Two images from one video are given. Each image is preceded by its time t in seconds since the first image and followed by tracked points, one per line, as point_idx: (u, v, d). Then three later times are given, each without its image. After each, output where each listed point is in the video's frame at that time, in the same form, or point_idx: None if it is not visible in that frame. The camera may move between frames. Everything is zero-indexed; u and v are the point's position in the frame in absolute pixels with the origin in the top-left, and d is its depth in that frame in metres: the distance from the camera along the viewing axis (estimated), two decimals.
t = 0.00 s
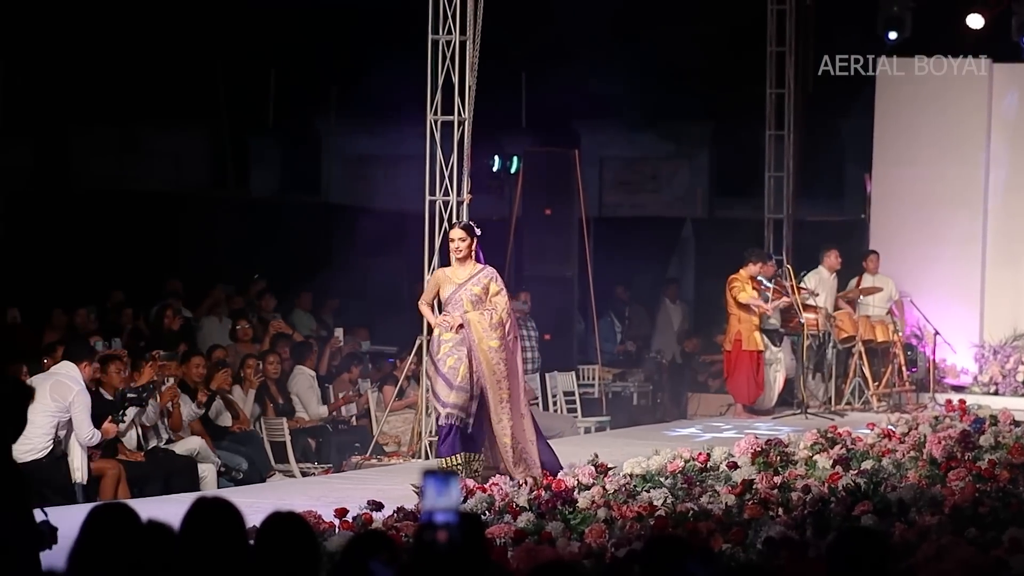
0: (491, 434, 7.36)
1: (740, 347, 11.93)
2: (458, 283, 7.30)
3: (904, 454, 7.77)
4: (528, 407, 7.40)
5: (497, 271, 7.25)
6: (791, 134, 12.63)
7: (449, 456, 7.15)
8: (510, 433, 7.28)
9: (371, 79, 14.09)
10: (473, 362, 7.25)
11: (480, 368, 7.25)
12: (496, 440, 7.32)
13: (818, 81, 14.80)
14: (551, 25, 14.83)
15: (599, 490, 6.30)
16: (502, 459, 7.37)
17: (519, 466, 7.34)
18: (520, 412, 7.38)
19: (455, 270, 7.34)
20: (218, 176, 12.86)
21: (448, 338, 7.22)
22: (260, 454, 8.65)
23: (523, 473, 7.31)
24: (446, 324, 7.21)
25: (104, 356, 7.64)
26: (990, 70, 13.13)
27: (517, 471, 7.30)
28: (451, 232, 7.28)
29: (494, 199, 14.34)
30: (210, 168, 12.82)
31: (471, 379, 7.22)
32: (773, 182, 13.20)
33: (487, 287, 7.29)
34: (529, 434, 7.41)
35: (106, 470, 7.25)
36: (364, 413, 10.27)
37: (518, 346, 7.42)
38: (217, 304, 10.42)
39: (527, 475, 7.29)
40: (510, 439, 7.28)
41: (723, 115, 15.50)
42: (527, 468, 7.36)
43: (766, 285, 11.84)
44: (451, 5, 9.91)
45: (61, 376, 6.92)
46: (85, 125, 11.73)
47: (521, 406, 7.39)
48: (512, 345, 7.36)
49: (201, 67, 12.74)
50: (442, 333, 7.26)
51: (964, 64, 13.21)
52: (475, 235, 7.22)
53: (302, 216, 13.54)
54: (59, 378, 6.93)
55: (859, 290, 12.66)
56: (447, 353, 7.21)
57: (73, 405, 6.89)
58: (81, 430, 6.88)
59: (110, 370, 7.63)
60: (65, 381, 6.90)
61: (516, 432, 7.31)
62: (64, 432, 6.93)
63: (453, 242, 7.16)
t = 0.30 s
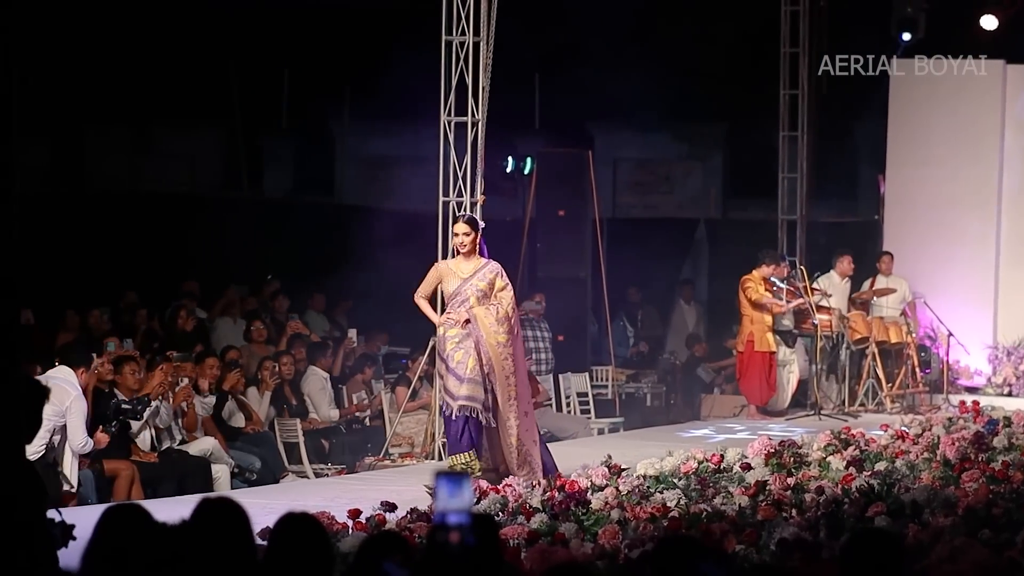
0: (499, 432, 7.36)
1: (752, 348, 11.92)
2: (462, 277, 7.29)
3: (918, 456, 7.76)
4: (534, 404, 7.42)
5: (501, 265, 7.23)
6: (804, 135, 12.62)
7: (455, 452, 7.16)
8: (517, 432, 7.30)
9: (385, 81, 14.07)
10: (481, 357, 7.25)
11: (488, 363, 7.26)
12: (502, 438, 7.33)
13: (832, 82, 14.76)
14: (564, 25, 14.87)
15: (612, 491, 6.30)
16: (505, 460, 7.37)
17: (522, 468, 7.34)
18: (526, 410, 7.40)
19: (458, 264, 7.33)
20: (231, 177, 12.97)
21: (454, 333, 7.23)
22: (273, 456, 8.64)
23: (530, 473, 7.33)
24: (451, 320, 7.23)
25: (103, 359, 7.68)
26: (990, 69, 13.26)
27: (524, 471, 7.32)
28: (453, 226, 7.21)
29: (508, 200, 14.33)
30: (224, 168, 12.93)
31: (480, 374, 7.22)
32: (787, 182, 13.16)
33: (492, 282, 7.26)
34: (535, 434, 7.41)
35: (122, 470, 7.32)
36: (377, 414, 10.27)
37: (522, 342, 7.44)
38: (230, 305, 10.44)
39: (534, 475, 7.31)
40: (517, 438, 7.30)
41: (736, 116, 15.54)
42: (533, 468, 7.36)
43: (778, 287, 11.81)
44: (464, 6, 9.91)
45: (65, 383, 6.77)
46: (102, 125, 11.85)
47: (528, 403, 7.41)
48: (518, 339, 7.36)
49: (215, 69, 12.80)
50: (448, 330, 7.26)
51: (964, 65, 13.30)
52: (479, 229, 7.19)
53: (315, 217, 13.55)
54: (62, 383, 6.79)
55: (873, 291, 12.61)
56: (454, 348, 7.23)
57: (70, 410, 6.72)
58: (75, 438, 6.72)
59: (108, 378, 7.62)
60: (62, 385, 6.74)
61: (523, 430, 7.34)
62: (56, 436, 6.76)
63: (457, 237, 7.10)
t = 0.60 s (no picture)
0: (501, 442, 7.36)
1: (766, 349, 11.91)
2: (463, 286, 7.31)
3: (931, 457, 7.75)
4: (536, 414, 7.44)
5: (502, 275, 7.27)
6: (817, 136, 12.59)
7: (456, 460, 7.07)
8: (520, 441, 7.33)
9: (399, 81, 14.11)
10: (482, 367, 7.22)
11: (489, 373, 7.23)
12: (506, 448, 7.34)
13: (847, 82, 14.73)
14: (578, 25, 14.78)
15: (625, 492, 6.31)
16: (507, 470, 7.37)
17: (527, 476, 7.36)
18: (529, 419, 7.42)
19: (458, 273, 7.35)
20: (246, 177, 13.06)
21: (455, 344, 7.18)
22: (286, 455, 8.71)
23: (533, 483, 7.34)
24: (452, 330, 7.20)
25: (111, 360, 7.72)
26: (990, 70, 13.40)
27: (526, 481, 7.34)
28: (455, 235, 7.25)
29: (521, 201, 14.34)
30: (237, 169, 13.02)
31: (482, 384, 7.17)
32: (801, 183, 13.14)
33: (492, 291, 7.30)
34: (539, 443, 7.45)
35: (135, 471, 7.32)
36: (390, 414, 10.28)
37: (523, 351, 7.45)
38: (244, 305, 10.46)
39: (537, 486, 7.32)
40: (520, 447, 7.33)
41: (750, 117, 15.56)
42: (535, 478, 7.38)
43: (792, 287, 11.82)
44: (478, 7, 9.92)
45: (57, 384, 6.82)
46: (116, 126, 11.92)
47: (530, 412, 7.43)
48: (519, 348, 7.37)
49: (229, 70, 12.84)
50: (448, 340, 7.21)
51: (964, 64, 13.42)
52: (481, 238, 7.25)
53: (329, 218, 13.59)
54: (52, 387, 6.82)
55: (886, 292, 12.59)
56: (456, 359, 7.16)
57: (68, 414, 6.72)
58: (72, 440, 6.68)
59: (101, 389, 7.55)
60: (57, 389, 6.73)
61: (526, 441, 7.37)
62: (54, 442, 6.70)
63: (461, 245, 7.13)
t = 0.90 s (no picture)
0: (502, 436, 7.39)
1: (779, 351, 11.89)
2: (460, 281, 7.32)
3: (944, 458, 7.73)
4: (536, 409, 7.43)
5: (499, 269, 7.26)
6: (830, 136, 12.56)
7: (448, 456, 7.16)
8: (518, 437, 7.35)
9: (411, 83, 14.12)
10: (478, 362, 7.25)
11: (485, 368, 7.25)
12: (505, 443, 7.37)
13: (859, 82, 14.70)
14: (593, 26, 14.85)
15: (638, 493, 6.30)
16: (506, 464, 7.45)
17: (525, 472, 7.41)
18: (527, 415, 7.42)
19: (458, 267, 7.36)
20: (259, 178, 13.05)
21: (451, 339, 7.24)
22: (299, 454, 8.74)
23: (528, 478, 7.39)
24: (448, 325, 7.23)
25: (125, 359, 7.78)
26: (990, 69, 13.66)
27: (523, 475, 7.39)
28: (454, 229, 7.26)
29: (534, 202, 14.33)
30: (249, 169, 13.00)
31: (476, 379, 7.21)
32: (814, 184, 13.12)
33: (489, 286, 7.29)
34: (538, 439, 7.46)
35: (149, 471, 7.33)
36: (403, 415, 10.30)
37: (523, 345, 7.42)
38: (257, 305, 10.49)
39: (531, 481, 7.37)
40: (518, 443, 7.35)
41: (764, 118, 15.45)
42: (534, 473, 7.43)
43: (804, 288, 11.87)
44: (491, 8, 9.92)
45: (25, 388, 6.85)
46: (127, 127, 11.86)
47: (529, 407, 7.42)
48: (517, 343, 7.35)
49: (242, 70, 12.85)
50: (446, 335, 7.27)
51: (964, 65, 13.72)
52: (479, 233, 7.24)
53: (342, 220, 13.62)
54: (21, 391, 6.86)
55: (899, 293, 12.69)
56: (452, 354, 7.23)
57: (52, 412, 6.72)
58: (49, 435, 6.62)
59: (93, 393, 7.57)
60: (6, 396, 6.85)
61: (524, 436, 7.38)
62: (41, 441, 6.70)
63: (457, 239, 7.15)
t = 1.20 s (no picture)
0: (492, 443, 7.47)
1: (788, 351, 11.87)
2: (456, 286, 7.31)
3: (953, 459, 7.72)
4: (531, 418, 7.47)
5: (495, 275, 7.25)
6: (840, 137, 12.54)
7: (431, 458, 7.16)
8: (514, 445, 7.37)
9: (420, 84, 14.15)
10: (469, 369, 7.32)
11: (476, 375, 7.32)
12: (498, 452, 7.41)
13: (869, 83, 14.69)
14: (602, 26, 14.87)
15: (647, 494, 6.31)
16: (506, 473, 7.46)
17: (524, 479, 7.41)
18: (522, 423, 7.46)
19: (455, 273, 7.35)
20: (269, 179, 13.06)
21: (444, 343, 7.28)
22: (309, 455, 8.83)
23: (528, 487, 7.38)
24: (442, 329, 7.26)
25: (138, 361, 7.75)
26: (990, 70, 13.77)
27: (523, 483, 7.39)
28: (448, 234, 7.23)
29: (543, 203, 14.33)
30: (259, 169, 13.02)
31: (465, 385, 7.30)
32: (823, 184, 13.10)
33: (485, 291, 7.29)
34: (535, 446, 7.49)
35: (158, 471, 7.35)
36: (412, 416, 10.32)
37: (517, 353, 7.48)
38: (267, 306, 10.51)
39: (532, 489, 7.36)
40: (514, 451, 7.38)
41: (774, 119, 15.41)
42: (534, 481, 7.42)
43: (814, 288, 11.86)
44: (500, 8, 9.93)
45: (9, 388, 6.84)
46: (138, 129, 11.94)
47: (523, 416, 7.46)
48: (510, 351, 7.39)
49: (251, 71, 12.89)
50: (439, 339, 7.30)
51: (964, 65, 13.80)
52: (474, 237, 7.20)
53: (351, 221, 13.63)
54: (5, 386, 6.82)
55: (908, 293, 12.80)
56: (443, 359, 7.28)
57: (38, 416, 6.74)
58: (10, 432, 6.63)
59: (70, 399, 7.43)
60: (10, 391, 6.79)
61: (520, 444, 7.41)
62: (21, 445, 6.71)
63: (451, 244, 7.12)
